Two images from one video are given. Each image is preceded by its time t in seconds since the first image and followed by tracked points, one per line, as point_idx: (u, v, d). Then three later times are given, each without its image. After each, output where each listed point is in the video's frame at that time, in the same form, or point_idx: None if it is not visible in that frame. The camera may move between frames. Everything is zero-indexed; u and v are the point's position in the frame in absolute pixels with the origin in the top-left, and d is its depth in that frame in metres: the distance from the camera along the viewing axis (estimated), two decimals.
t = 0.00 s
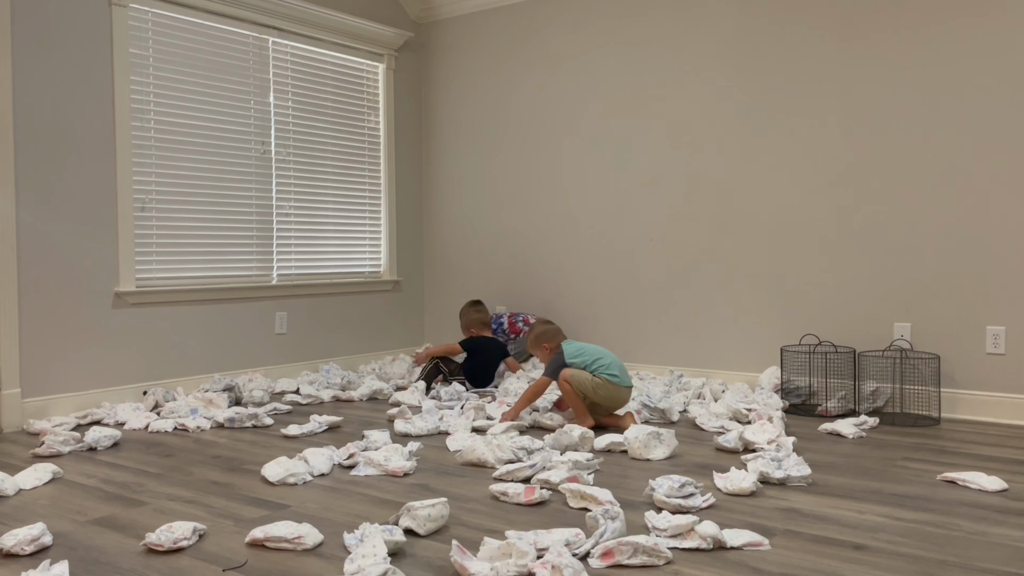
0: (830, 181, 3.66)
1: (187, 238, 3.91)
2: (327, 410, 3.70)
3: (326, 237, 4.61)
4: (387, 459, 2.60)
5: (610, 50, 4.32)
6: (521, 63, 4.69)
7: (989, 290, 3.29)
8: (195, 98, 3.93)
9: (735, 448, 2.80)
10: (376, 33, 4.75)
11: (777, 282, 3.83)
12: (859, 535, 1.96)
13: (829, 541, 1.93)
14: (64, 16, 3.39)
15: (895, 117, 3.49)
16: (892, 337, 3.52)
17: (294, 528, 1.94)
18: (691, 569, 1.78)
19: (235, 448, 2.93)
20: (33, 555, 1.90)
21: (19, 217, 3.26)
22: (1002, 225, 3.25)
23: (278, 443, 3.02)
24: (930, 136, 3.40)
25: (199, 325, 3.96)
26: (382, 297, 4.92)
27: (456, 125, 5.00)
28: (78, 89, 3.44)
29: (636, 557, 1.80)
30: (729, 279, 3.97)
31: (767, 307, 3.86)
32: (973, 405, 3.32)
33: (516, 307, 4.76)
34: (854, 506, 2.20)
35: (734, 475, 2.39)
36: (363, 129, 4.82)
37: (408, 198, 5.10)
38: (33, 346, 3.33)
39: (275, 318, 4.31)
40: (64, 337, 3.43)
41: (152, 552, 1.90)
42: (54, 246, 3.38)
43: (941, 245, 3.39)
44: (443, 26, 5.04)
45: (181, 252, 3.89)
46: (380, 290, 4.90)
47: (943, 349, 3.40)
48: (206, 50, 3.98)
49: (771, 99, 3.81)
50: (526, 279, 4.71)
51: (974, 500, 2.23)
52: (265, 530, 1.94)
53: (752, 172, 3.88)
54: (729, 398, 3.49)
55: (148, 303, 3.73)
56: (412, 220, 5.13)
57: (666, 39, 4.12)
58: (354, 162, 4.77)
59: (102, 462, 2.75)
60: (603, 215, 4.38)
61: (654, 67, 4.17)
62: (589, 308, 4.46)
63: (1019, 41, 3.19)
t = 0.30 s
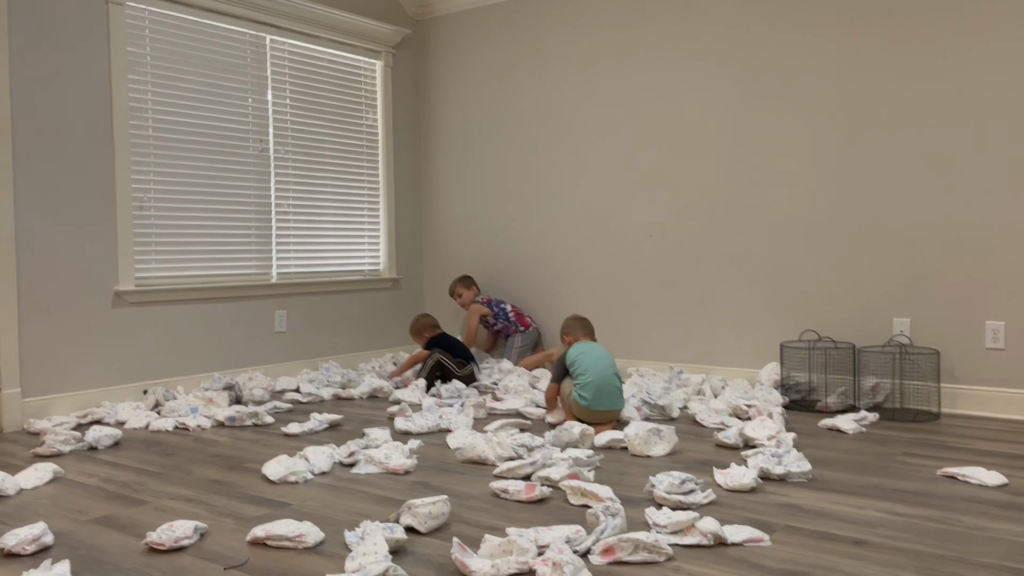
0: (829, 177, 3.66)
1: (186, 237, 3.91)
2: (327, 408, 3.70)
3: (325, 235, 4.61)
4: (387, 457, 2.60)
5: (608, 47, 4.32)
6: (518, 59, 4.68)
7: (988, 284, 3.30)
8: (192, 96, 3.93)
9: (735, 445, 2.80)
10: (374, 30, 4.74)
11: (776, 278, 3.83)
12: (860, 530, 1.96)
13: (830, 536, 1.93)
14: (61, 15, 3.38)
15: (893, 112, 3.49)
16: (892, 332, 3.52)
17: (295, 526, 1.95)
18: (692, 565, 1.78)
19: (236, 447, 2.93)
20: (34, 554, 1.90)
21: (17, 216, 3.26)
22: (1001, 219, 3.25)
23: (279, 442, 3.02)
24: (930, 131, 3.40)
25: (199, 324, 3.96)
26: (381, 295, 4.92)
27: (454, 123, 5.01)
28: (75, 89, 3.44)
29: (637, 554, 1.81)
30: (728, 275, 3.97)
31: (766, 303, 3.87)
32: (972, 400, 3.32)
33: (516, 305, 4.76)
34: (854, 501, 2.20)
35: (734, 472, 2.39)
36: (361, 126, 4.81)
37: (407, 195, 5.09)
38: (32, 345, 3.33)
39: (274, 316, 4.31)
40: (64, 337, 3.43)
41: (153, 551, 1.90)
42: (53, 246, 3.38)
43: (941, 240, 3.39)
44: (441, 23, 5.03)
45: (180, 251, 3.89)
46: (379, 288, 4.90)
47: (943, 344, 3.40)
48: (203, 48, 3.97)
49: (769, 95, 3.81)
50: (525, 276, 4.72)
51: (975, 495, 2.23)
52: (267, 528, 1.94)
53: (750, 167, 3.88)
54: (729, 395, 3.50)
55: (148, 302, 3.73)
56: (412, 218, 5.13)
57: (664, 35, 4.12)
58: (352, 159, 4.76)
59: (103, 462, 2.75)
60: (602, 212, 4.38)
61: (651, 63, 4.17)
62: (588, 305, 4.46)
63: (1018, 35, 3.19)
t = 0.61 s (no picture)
0: (828, 175, 3.66)
1: (185, 237, 3.91)
2: (327, 408, 3.70)
3: (325, 234, 4.61)
4: (387, 456, 2.60)
5: (607, 46, 4.32)
6: (518, 58, 4.68)
7: (988, 283, 3.29)
8: (191, 96, 3.92)
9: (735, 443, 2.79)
10: (374, 29, 4.74)
11: (775, 276, 3.83)
12: (860, 528, 1.96)
13: (829, 535, 1.93)
14: (61, 15, 3.38)
15: (893, 110, 3.49)
16: (892, 330, 3.52)
17: (294, 525, 1.95)
18: (692, 563, 1.78)
19: (235, 446, 2.93)
20: (34, 554, 1.90)
21: (17, 217, 3.25)
22: (1000, 217, 3.25)
23: (279, 441, 3.02)
24: (929, 130, 3.40)
25: (200, 324, 3.96)
26: (381, 294, 4.92)
27: (453, 122, 5.01)
28: (75, 89, 3.44)
29: (637, 552, 1.81)
30: (728, 274, 3.97)
31: (765, 301, 3.87)
32: (972, 398, 3.32)
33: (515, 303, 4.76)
34: (854, 499, 2.20)
35: (734, 471, 2.39)
36: (361, 126, 4.81)
37: (407, 194, 5.09)
38: (32, 345, 3.33)
39: (274, 316, 4.31)
40: (64, 337, 3.43)
41: (153, 550, 1.90)
42: (54, 247, 3.39)
43: (940, 238, 3.39)
44: (439, 22, 5.03)
45: (180, 250, 3.89)
46: (379, 287, 4.90)
47: (943, 343, 3.40)
48: (203, 48, 3.97)
49: (769, 94, 3.81)
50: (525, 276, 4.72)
51: (974, 493, 2.23)
52: (266, 527, 1.94)
53: (750, 166, 3.88)
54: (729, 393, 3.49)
55: (148, 302, 3.73)
56: (411, 217, 5.13)
57: (664, 34, 4.12)
58: (352, 159, 4.76)
59: (103, 461, 2.75)
60: (602, 211, 4.38)
61: (652, 62, 4.16)
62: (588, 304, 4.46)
63: (1017, 34, 3.19)
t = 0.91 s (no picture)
0: (829, 176, 3.66)
1: (184, 237, 3.91)
2: (326, 408, 3.70)
3: (324, 235, 4.61)
4: (387, 456, 2.60)
5: (607, 46, 4.32)
6: (518, 59, 4.68)
7: (988, 283, 3.29)
8: (191, 96, 3.93)
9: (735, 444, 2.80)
10: (373, 30, 4.74)
11: (775, 276, 3.83)
12: (860, 529, 1.96)
13: (830, 535, 1.93)
14: (61, 16, 3.39)
15: (893, 111, 3.49)
16: (891, 331, 3.52)
17: (294, 525, 1.95)
18: (692, 564, 1.78)
19: (235, 447, 2.93)
20: (34, 555, 1.90)
21: (16, 218, 3.26)
22: (1000, 218, 3.25)
23: (278, 442, 3.02)
24: (929, 130, 3.40)
25: (199, 324, 3.96)
26: (381, 295, 4.92)
27: (453, 123, 5.01)
28: (75, 90, 3.44)
29: (637, 552, 1.81)
30: (728, 274, 3.97)
31: (765, 302, 3.87)
32: (972, 398, 3.33)
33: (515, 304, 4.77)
34: (854, 500, 2.20)
35: (734, 471, 2.39)
36: (360, 126, 4.81)
37: (406, 195, 5.09)
38: (32, 346, 3.33)
39: (274, 317, 4.31)
40: (64, 338, 3.43)
41: (152, 551, 1.90)
42: (54, 247, 3.39)
43: (941, 239, 3.39)
44: (439, 23, 5.04)
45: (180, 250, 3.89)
46: (379, 288, 4.90)
47: (943, 343, 3.40)
48: (203, 49, 3.97)
49: (768, 94, 3.81)
50: (525, 276, 4.72)
51: (974, 493, 2.24)
52: (266, 528, 1.94)
53: (750, 167, 3.88)
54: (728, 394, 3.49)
55: (147, 302, 3.73)
56: (411, 218, 5.13)
57: (663, 34, 4.12)
58: (351, 159, 4.76)
59: (103, 462, 2.75)
60: (602, 211, 4.38)
61: (652, 62, 4.16)
62: (587, 304, 4.46)
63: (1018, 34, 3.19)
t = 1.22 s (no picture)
0: (828, 176, 3.66)
1: (184, 237, 3.91)
2: (326, 409, 3.70)
3: (324, 235, 4.61)
4: (387, 457, 2.60)
5: (607, 47, 4.32)
6: (518, 59, 4.68)
7: (988, 284, 3.29)
8: (191, 97, 3.93)
9: (736, 446, 2.79)
10: (374, 30, 4.74)
11: (774, 276, 3.83)
12: (860, 530, 1.96)
13: (829, 536, 1.93)
14: (61, 17, 3.39)
15: (893, 111, 3.49)
16: (891, 331, 3.52)
17: (294, 527, 1.95)
18: (691, 564, 1.78)
19: (235, 448, 2.93)
20: (34, 555, 1.90)
21: (16, 218, 3.25)
22: (1000, 218, 3.25)
23: (278, 443, 3.02)
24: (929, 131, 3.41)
25: (200, 325, 3.96)
26: (381, 296, 4.92)
27: (453, 123, 5.01)
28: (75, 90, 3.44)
29: (637, 554, 1.80)
30: (727, 275, 3.97)
31: (765, 302, 3.87)
32: (972, 399, 3.32)
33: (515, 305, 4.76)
34: (854, 501, 2.20)
35: (734, 472, 2.39)
36: (360, 126, 4.81)
37: (407, 196, 5.09)
38: (32, 347, 3.33)
39: (274, 317, 4.31)
40: (64, 339, 3.43)
41: (152, 552, 1.90)
42: (54, 248, 3.39)
43: (940, 240, 3.39)
44: (439, 24, 5.04)
45: (179, 251, 3.89)
46: (379, 289, 4.90)
47: (942, 344, 3.40)
48: (202, 49, 3.97)
49: (768, 95, 3.81)
50: (524, 277, 4.72)
51: (974, 494, 2.24)
52: (266, 529, 1.94)
53: (750, 167, 3.88)
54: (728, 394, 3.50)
55: (147, 303, 3.73)
56: (411, 219, 5.13)
57: (664, 35, 4.12)
58: (351, 160, 4.76)
59: (103, 463, 2.75)
60: (602, 212, 4.38)
61: (651, 63, 4.17)
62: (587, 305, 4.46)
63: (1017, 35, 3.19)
